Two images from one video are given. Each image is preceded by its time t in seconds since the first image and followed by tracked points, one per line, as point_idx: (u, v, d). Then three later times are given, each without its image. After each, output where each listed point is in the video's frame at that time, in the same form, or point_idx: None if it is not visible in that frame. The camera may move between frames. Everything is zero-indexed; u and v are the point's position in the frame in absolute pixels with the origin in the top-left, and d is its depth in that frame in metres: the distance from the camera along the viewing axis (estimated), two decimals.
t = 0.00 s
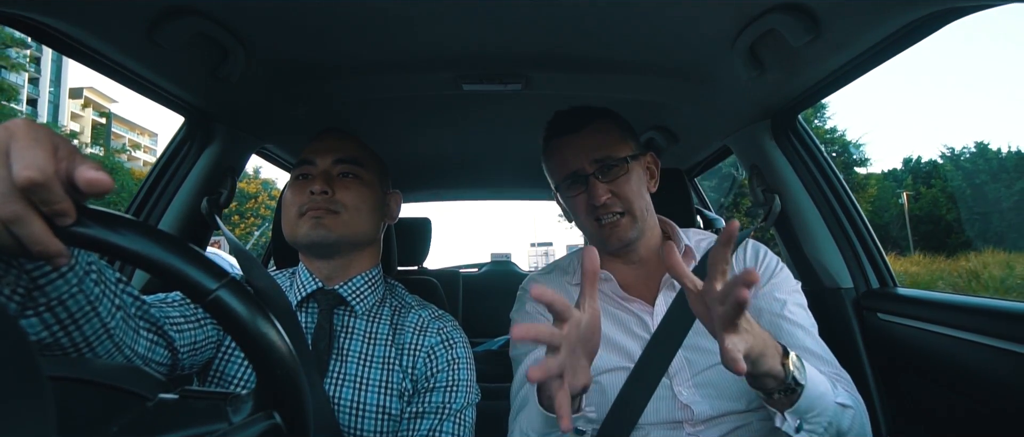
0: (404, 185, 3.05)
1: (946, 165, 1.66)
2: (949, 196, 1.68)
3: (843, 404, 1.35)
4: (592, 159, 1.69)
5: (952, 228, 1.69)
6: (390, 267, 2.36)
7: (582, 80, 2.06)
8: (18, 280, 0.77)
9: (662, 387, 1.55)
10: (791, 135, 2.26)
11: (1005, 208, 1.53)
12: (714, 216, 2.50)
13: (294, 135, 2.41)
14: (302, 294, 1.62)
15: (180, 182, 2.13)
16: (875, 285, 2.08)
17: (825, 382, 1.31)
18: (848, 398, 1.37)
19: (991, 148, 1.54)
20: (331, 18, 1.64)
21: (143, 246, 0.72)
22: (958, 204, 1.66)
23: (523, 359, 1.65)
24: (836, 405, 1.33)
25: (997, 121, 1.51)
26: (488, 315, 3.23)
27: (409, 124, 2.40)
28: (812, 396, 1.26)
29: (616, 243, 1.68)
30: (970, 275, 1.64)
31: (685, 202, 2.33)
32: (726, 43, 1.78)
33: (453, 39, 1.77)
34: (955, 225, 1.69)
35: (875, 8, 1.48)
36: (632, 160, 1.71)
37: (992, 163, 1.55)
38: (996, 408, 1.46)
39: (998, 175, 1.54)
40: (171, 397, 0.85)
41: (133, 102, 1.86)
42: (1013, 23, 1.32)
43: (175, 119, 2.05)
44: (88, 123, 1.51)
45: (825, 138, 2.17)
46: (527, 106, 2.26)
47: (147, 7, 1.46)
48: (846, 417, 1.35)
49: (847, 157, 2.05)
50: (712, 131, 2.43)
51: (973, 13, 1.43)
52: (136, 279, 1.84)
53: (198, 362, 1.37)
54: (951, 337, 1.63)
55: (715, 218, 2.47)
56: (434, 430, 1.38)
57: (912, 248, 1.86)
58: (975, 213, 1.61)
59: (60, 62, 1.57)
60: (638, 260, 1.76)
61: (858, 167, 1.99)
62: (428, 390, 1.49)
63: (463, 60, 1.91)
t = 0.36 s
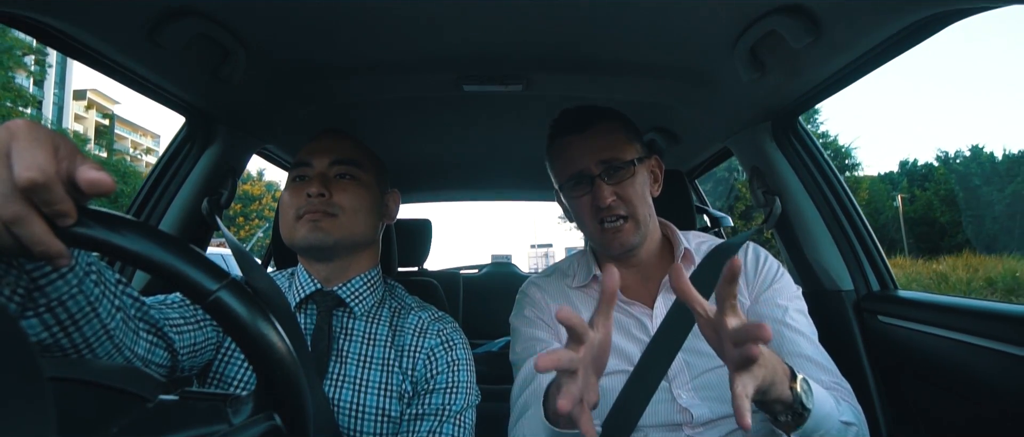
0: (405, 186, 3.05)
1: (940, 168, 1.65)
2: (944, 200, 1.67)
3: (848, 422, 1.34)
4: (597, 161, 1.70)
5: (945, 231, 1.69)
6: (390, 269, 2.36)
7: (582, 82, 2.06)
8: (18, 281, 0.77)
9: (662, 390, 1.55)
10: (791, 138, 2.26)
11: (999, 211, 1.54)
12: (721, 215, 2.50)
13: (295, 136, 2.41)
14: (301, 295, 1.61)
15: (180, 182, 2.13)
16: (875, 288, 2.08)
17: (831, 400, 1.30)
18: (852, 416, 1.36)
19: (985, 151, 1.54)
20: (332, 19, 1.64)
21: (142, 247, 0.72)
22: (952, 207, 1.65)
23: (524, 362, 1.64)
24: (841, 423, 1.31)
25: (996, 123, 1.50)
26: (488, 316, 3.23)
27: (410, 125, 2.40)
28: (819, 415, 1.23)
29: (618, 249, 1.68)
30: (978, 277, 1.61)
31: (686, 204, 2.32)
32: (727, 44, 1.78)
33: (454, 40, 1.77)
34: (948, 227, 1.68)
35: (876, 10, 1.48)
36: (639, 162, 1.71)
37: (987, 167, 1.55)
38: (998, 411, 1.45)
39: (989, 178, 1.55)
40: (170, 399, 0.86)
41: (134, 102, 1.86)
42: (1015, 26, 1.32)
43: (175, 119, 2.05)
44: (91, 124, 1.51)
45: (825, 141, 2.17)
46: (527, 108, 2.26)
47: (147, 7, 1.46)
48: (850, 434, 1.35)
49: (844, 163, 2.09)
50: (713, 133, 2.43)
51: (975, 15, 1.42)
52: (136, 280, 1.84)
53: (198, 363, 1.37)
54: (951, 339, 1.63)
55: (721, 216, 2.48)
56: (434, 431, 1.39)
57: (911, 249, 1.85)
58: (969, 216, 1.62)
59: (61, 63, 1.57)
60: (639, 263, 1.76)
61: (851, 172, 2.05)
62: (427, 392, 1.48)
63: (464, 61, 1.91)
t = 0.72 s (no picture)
0: (404, 187, 3.06)
1: (937, 170, 1.67)
2: (939, 201, 1.71)
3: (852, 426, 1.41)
4: (607, 149, 1.70)
5: (941, 231, 1.73)
6: (390, 269, 2.36)
7: (582, 83, 2.05)
8: (19, 281, 0.77)
9: (666, 387, 1.55)
10: (791, 139, 2.26)
11: (993, 212, 1.57)
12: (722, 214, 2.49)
13: (295, 136, 2.41)
14: (301, 295, 1.61)
15: (180, 182, 2.13)
16: (875, 289, 2.08)
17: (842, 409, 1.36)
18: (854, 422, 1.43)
19: (980, 153, 1.57)
20: (333, 19, 1.64)
21: (141, 246, 0.72)
22: (945, 207, 1.69)
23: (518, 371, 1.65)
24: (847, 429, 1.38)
25: (993, 125, 1.52)
26: (488, 317, 3.23)
27: (410, 125, 2.40)
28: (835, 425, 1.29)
29: (625, 234, 1.67)
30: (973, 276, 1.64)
31: (686, 205, 2.32)
32: (727, 45, 1.78)
33: (455, 40, 1.77)
34: (943, 228, 1.73)
35: (876, 11, 1.48)
36: (648, 157, 1.73)
37: (981, 169, 1.58)
38: (998, 412, 1.45)
39: (984, 180, 1.58)
40: (171, 398, 0.86)
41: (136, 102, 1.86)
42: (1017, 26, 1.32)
43: (176, 120, 2.05)
44: (94, 125, 1.51)
45: (825, 141, 2.17)
46: (527, 108, 2.26)
47: (148, 8, 1.46)
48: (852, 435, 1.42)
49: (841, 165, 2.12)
50: (713, 134, 2.43)
51: (979, 16, 1.39)
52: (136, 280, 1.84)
53: (199, 363, 1.37)
54: (950, 340, 1.63)
55: (722, 215, 2.46)
56: (434, 432, 1.38)
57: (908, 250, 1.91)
58: (963, 216, 1.65)
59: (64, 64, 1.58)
60: (642, 259, 1.77)
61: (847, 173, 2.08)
62: (428, 392, 1.48)
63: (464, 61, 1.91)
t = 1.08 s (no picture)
0: (405, 187, 3.06)
1: (934, 169, 1.71)
2: (936, 200, 1.73)
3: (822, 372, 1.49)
4: (609, 149, 1.70)
5: (938, 230, 1.76)
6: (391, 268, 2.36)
7: (583, 82, 2.05)
8: (19, 280, 0.77)
9: (666, 386, 1.55)
10: (791, 139, 2.26)
11: (987, 213, 1.60)
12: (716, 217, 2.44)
13: (296, 136, 2.41)
14: (302, 295, 1.62)
15: (180, 182, 2.13)
16: (875, 289, 2.08)
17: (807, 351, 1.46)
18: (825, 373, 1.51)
19: (977, 153, 1.60)
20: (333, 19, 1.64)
21: (142, 246, 0.72)
22: (940, 207, 1.72)
23: (520, 367, 1.65)
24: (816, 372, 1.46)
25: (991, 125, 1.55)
26: (488, 317, 3.23)
27: (410, 125, 2.40)
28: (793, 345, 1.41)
29: (627, 233, 1.68)
30: (956, 275, 1.72)
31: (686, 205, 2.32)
32: (727, 46, 1.78)
33: (455, 40, 1.77)
34: (940, 227, 1.75)
35: (876, 11, 1.48)
36: (650, 156, 1.71)
37: (977, 169, 1.61)
38: (997, 411, 1.45)
39: (980, 181, 1.61)
40: (171, 398, 0.84)
41: (136, 102, 1.87)
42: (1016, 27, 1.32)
43: (176, 119, 2.05)
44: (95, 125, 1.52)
45: (825, 141, 2.17)
46: (528, 108, 2.26)
47: (149, 8, 1.46)
48: (826, 388, 1.48)
49: (841, 165, 2.14)
50: (713, 134, 2.43)
51: (983, 15, 1.40)
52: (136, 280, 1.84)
53: (199, 361, 1.37)
54: (950, 340, 1.63)
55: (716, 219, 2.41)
56: (434, 432, 1.38)
57: (905, 248, 1.94)
58: (959, 216, 1.67)
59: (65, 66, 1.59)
60: (642, 258, 1.77)
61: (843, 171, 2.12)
62: (428, 392, 1.48)
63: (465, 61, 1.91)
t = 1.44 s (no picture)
0: (405, 186, 3.05)
1: (932, 169, 1.71)
2: (935, 200, 1.74)
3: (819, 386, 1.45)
4: (609, 149, 1.70)
5: (937, 230, 1.77)
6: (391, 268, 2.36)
7: (582, 82, 2.05)
8: (19, 279, 0.77)
9: (666, 386, 1.56)
10: (792, 139, 2.25)
11: (985, 213, 1.59)
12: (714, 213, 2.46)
13: (296, 135, 2.41)
14: (302, 295, 1.62)
15: (180, 182, 2.13)
16: (875, 288, 2.08)
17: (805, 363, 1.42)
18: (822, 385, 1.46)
19: (976, 153, 1.60)
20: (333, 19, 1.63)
21: (142, 246, 0.72)
22: (940, 207, 1.72)
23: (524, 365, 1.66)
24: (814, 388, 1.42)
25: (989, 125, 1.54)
26: (488, 316, 3.23)
27: (410, 125, 2.40)
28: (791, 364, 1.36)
29: (624, 234, 1.69)
30: (946, 274, 1.76)
31: (686, 205, 2.32)
32: (728, 45, 1.78)
33: (454, 40, 1.77)
34: (938, 227, 1.76)
35: (876, 11, 1.48)
36: (650, 157, 1.72)
37: (977, 169, 1.60)
38: (997, 411, 1.45)
39: (979, 180, 1.60)
40: (171, 398, 0.85)
41: (137, 102, 1.87)
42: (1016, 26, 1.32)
43: (176, 119, 2.04)
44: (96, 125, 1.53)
45: (825, 141, 2.17)
46: (527, 108, 2.26)
47: (148, 7, 1.46)
48: (823, 403, 1.44)
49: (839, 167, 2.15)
50: (713, 133, 2.43)
51: (982, 16, 1.40)
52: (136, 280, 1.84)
53: (199, 361, 1.37)
54: (950, 340, 1.63)
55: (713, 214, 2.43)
56: (434, 432, 1.38)
57: (903, 246, 1.95)
58: (958, 216, 1.67)
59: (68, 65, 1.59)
60: (642, 258, 1.77)
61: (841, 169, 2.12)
62: (428, 392, 1.48)
63: (465, 61, 1.90)
